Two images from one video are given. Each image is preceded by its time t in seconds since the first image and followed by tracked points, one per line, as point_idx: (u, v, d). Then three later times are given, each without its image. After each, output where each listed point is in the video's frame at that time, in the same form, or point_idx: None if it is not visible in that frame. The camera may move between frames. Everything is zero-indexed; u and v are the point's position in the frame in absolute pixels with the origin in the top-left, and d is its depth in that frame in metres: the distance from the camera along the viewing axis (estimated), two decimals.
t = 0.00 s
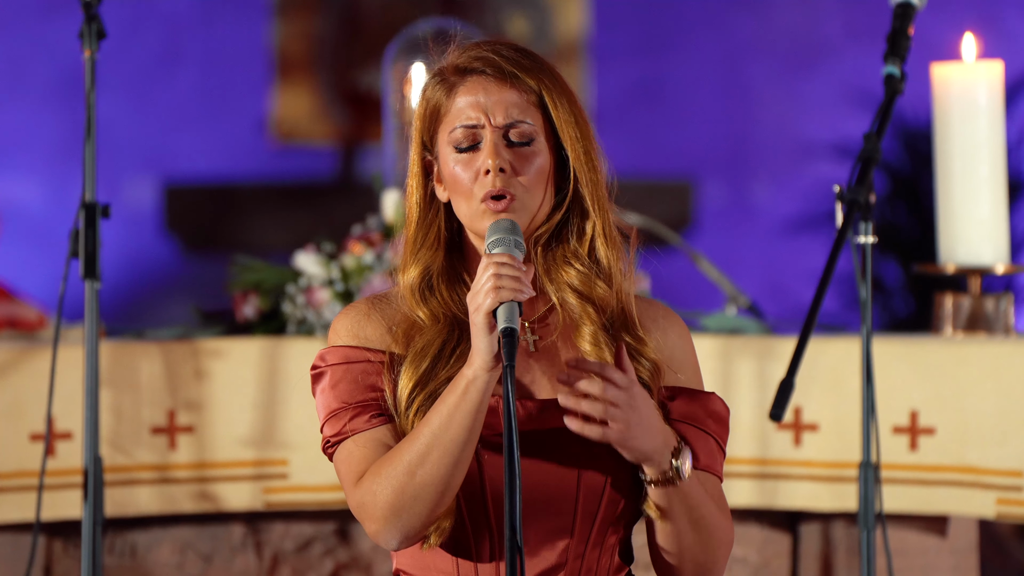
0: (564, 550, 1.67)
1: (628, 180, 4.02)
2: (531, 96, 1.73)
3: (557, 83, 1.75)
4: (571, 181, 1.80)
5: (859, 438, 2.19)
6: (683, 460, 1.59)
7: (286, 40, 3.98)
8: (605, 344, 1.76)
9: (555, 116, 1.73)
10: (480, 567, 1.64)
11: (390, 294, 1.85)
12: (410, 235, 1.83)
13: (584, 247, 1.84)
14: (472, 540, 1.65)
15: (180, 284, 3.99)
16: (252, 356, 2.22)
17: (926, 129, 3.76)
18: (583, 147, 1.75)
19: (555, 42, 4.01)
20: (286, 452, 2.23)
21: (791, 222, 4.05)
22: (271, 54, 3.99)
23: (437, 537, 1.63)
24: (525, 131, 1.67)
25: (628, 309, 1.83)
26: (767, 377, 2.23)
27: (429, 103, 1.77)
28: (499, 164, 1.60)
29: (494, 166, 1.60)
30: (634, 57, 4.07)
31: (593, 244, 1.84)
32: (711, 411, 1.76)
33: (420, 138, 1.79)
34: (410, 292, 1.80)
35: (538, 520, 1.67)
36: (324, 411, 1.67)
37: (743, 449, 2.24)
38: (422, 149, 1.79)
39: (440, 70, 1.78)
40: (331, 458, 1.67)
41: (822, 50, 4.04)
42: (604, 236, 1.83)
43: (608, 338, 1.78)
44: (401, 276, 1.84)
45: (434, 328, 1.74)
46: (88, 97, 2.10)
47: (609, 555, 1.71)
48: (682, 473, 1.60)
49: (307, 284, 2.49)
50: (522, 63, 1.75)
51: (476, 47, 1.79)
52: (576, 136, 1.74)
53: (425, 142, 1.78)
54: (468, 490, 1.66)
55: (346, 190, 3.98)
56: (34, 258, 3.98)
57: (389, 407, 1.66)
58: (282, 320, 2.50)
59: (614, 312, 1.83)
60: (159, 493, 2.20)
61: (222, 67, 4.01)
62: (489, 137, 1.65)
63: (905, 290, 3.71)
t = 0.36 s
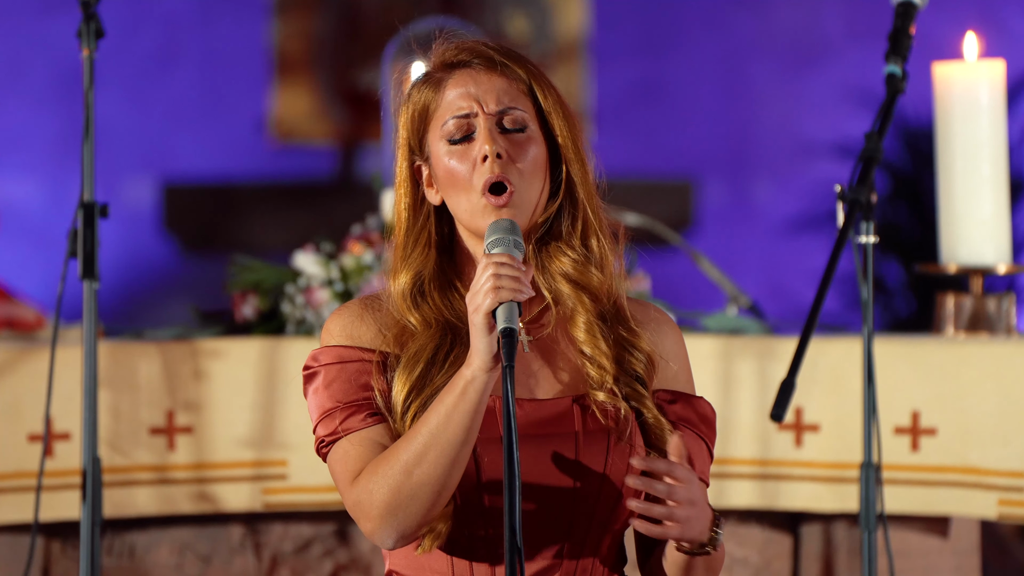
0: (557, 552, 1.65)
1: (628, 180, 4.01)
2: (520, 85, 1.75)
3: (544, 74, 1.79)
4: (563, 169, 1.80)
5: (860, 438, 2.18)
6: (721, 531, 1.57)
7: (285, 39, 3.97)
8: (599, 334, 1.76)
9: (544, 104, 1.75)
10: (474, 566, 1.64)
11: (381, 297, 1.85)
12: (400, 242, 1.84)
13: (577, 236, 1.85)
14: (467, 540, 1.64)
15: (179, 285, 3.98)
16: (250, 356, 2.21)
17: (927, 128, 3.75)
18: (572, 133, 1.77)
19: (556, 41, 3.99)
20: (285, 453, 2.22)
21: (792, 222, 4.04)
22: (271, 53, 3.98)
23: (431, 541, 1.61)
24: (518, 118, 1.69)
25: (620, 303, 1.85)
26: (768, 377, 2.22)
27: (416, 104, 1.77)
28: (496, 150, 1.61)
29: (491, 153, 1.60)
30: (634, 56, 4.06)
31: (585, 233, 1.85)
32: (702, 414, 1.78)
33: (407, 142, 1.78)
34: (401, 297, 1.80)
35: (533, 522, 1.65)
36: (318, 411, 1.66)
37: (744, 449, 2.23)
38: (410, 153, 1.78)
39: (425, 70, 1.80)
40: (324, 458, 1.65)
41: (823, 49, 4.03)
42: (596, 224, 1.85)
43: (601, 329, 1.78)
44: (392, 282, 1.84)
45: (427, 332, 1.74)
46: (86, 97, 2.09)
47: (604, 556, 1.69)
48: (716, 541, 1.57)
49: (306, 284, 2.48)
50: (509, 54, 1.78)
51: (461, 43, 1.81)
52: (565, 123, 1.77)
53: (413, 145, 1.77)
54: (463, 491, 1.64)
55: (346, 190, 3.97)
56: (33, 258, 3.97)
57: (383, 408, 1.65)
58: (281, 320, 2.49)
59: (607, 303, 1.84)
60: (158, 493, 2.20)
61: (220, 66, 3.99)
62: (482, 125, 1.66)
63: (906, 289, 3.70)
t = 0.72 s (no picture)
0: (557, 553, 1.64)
1: (628, 179, 4.00)
2: (518, 84, 1.74)
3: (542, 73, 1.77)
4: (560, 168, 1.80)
5: (862, 439, 2.17)
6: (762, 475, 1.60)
7: (285, 38, 3.96)
8: (597, 334, 1.75)
9: (542, 103, 1.75)
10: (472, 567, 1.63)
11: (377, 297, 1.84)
12: (399, 239, 1.83)
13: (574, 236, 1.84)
14: (463, 540, 1.64)
15: (178, 285, 3.97)
16: (249, 356, 2.21)
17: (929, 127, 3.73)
18: (569, 132, 1.76)
19: (556, 40, 3.99)
20: (283, 454, 2.21)
21: (794, 221, 4.03)
22: (270, 52, 3.97)
23: (428, 543, 1.60)
24: (514, 116, 1.68)
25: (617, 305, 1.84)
26: (769, 377, 2.21)
27: (413, 102, 1.77)
28: (491, 148, 1.60)
29: (486, 150, 1.59)
30: (634, 55, 4.05)
31: (583, 233, 1.83)
32: (700, 411, 1.79)
33: (404, 140, 1.78)
34: (398, 293, 1.80)
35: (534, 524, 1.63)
36: (315, 411, 1.65)
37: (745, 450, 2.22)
38: (407, 151, 1.78)
39: (423, 68, 1.79)
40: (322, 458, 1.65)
41: (824, 49, 4.02)
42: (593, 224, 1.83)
43: (599, 329, 1.76)
44: (389, 279, 1.84)
45: (423, 331, 1.73)
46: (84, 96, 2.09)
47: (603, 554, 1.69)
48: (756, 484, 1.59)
49: (305, 285, 2.47)
50: (507, 52, 1.77)
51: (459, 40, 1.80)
52: (562, 122, 1.75)
53: (410, 143, 1.77)
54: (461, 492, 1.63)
55: (345, 189, 3.95)
56: (31, 258, 3.95)
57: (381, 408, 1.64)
58: (280, 321, 2.47)
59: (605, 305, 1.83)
60: (157, 494, 2.19)
61: (219, 66, 3.99)
62: (478, 123, 1.66)
63: (908, 289, 3.72)
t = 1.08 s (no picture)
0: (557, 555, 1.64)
1: (630, 178, 3.99)
2: (529, 89, 1.72)
3: (556, 78, 1.75)
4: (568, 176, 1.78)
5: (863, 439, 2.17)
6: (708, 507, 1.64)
7: (284, 37, 3.95)
8: (604, 343, 1.73)
9: (553, 111, 1.73)
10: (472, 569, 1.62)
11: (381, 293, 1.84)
12: (404, 232, 1.82)
13: (582, 244, 1.82)
14: (463, 539, 1.63)
15: (178, 285, 3.96)
16: (248, 356, 2.20)
17: (930, 126, 3.72)
18: (580, 140, 1.75)
19: (556, 40, 3.98)
20: (283, 454, 2.20)
21: (795, 221, 4.02)
22: (269, 51, 3.96)
23: (429, 542, 1.60)
24: (522, 122, 1.67)
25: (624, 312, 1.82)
26: (770, 378, 2.20)
27: (425, 96, 1.77)
28: (494, 154, 1.59)
29: (488, 156, 1.59)
30: (635, 54, 4.04)
31: (590, 240, 1.82)
32: (702, 414, 1.75)
33: (414, 132, 1.78)
34: (401, 286, 1.79)
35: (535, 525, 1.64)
36: (314, 412, 1.64)
37: (746, 450, 2.21)
38: (417, 143, 1.78)
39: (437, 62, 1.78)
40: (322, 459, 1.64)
41: (825, 48, 4.02)
42: (601, 232, 1.82)
43: (606, 338, 1.75)
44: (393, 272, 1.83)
45: (423, 326, 1.73)
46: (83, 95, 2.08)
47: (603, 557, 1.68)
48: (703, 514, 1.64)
49: (304, 285, 2.47)
50: (521, 55, 1.74)
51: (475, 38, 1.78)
52: (573, 130, 1.74)
53: (420, 136, 1.77)
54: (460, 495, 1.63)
55: (345, 189, 3.95)
56: (30, 258, 3.95)
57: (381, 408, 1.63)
58: (280, 321, 2.46)
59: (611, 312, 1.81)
60: (155, 495, 2.18)
61: (218, 65, 3.98)
62: (484, 125, 1.65)
63: (910, 289, 3.69)
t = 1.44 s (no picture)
0: (556, 556, 1.63)
1: (631, 177, 3.99)
2: (542, 93, 1.71)
3: (570, 84, 1.74)
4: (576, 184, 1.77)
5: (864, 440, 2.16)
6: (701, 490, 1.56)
7: (284, 37, 3.94)
8: (609, 352, 1.72)
9: (565, 117, 1.72)
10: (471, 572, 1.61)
11: (384, 291, 1.83)
12: (410, 226, 1.81)
13: (590, 253, 1.82)
14: (461, 540, 1.62)
15: (176, 285, 3.96)
16: (247, 356, 2.19)
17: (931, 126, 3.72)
18: (591, 149, 1.73)
19: (556, 39, 3.97)
20: (282, 455, 2.19)
21: (796, 221, 4.01)
22: (268, 50, 3.96)
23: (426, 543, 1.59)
24: (530, 125, 1.66)
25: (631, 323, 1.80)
26: (772, 378, 2.20)
27: (438, 87, 1.76)
28: (498, 154, 1.58)
29: (492, 156, 1.58)
30: (636, 53, 4.04)
31: (598, 249, 1.81)
32: (707, 409, 1.74)
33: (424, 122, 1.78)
34: (404, 281, 1.79)
35: (533, 526, 1.64)
36: (313, 412, 1.63)
37: (747, 451, 2.20)
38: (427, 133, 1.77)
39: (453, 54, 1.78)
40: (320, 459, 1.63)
41: (825, 48, 4.01)
42: (609, 241, 1.81)
43: (611, 347, 1.73)
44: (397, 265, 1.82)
45: (424, 323, 1.72)
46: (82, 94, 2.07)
47: (603, 559, 1.67)
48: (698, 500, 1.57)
49: (303, 285, 2.46)
50: (537, 57, 1.73)
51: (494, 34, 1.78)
52: (584, 138, 1.72)
53: (430, 126, 1.77)
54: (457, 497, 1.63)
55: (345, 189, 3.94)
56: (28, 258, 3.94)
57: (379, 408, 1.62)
58: (279, 321, 2.45)
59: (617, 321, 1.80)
60: (154, 496, 2.17)
61: (218, 64, 3.97)
62: (492, 125, 1.65)
63: (911, 289, 3.68)
